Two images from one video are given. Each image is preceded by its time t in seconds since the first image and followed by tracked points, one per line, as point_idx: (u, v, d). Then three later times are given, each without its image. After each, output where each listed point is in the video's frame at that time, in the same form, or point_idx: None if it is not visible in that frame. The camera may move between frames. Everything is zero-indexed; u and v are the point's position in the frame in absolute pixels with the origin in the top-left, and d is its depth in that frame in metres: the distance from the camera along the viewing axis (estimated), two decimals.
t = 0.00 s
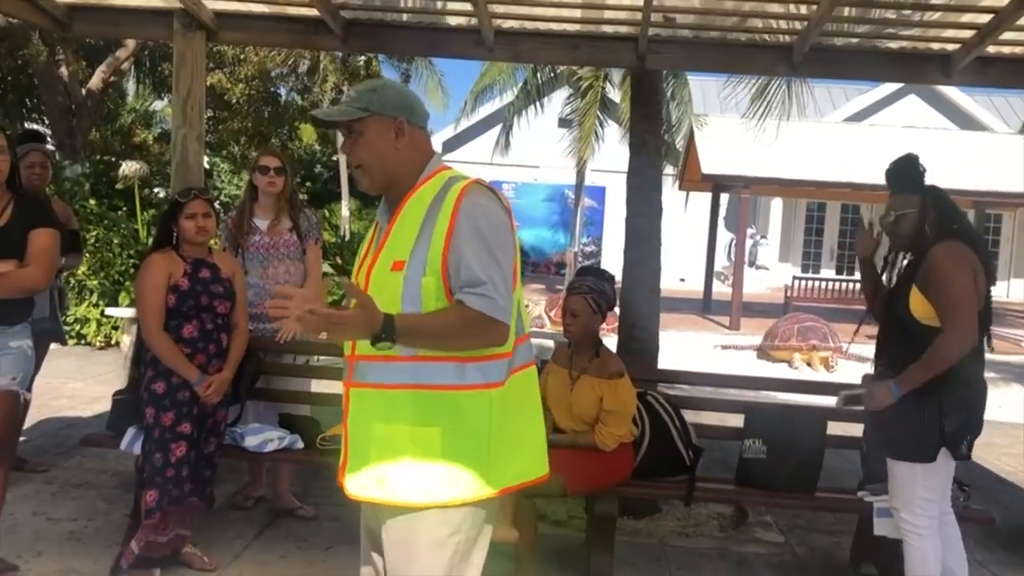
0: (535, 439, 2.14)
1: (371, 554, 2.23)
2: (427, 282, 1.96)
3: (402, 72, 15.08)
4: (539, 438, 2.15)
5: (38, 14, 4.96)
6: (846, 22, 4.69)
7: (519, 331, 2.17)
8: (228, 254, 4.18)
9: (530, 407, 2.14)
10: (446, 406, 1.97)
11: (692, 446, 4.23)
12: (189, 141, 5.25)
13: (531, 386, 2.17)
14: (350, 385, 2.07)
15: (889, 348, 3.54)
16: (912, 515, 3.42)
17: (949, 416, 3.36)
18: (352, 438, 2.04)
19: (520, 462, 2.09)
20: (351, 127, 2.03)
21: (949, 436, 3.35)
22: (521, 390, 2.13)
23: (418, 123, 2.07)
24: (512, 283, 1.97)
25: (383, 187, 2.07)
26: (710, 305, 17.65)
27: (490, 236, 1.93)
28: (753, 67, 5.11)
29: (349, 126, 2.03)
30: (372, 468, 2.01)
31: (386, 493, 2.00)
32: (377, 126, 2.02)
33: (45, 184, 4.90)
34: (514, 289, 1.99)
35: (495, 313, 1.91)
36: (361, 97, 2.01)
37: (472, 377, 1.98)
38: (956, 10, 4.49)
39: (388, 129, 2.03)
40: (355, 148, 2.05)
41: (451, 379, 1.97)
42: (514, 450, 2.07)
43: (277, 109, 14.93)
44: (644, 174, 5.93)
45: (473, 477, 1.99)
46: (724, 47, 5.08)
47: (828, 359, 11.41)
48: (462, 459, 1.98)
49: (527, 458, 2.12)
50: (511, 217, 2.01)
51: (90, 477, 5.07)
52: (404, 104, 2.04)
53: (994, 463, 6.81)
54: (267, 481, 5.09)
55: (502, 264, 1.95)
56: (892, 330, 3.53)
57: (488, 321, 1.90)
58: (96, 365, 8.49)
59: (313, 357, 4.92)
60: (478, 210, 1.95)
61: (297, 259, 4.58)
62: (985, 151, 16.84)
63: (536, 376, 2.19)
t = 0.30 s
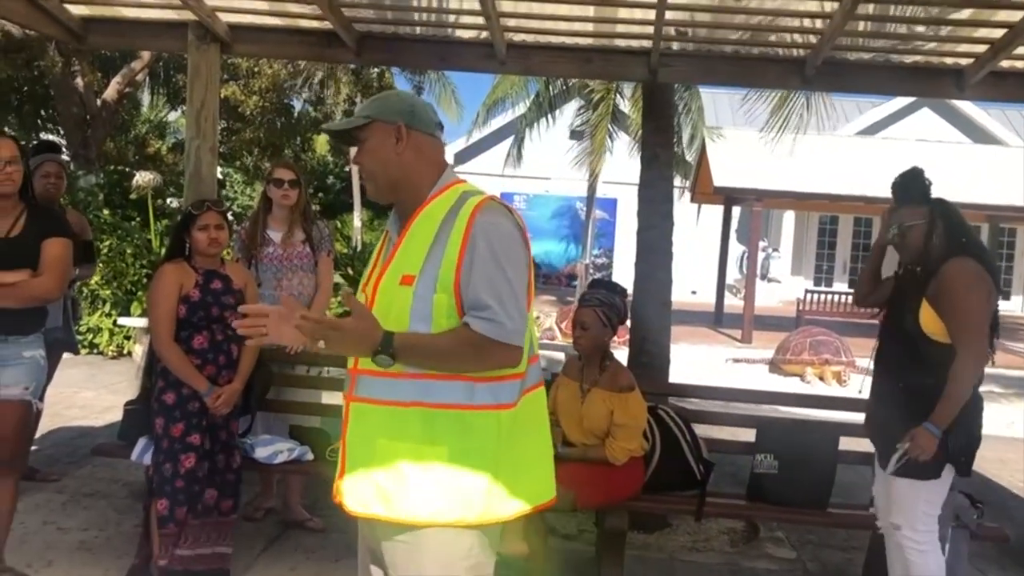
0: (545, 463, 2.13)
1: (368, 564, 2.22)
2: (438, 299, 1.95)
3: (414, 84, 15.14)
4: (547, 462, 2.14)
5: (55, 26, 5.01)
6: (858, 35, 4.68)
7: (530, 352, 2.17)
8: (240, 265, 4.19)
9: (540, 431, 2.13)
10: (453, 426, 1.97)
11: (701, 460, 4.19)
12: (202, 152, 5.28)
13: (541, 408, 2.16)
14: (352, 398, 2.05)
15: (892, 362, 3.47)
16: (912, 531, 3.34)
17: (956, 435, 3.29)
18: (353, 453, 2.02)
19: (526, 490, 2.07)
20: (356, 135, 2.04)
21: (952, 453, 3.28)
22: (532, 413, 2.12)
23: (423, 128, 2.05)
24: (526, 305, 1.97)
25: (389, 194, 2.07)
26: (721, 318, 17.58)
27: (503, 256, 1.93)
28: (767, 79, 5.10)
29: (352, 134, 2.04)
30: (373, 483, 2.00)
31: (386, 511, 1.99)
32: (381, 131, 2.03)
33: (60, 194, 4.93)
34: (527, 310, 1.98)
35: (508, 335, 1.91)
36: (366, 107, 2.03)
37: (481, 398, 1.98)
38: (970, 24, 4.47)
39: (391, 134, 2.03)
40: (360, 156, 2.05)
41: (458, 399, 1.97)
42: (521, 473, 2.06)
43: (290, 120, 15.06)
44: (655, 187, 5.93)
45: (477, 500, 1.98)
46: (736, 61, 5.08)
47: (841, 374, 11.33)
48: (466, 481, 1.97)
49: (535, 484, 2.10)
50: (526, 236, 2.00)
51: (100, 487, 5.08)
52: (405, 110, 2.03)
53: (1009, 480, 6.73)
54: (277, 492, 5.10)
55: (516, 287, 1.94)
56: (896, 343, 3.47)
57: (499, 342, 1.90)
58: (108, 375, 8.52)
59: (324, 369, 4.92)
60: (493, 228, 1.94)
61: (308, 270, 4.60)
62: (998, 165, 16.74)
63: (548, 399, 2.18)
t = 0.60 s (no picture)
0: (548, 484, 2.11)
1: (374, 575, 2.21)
2: (447, 310, 1.95)
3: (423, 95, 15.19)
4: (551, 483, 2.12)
5: (66, 35, 5.04)
6: (868, 49, 4.68)
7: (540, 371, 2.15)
8: (248, 274, 4.20)
9: (544, 452, 2.12)
10: (457, 441, 1.96)
11: (707, 474, 4.18)
12: (211, 161, 5.31)
13: (547, 427, 2.15)
14: (354, 405, 2.05)
15: (885, 372, 3.46)
16: (904, 541, 3.35)
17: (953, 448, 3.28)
18: (352, 462, 2.02)
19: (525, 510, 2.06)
20: (374, 151, 2.04)
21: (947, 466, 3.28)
22: (537, 432, 2.11)
23: (442, 137, 2.08)
24: (536, 324, 1.96)
25: (415, 208, 2.07)
26: (728, 332, 17.54)
27: (516, 272, 1.92)
28: (774, 94, 5.10)
29: (374, 150, 2.03)
30: (370, 494, 1.99)
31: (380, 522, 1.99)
32: (400, 144, 2.02)
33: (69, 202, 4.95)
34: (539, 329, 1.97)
35: (519, 353, 1.91)
36: (381, 119, 2.03)
37: (486, 415, 1.98)
38: (978, 39, 4.48)
39: (413, 146, 2.03)
40: (381, 171, 2.05)
41: (464, 415, 1.96)
42: (521, 495, 2.05)
43: (299, 131, 15.11)
44: (662, 201, 5.94)
45: (473, 518, 1.97)
46: (745, 74, 5.09)
47: (847, 389, 11.29)
48: (463, 497, 1.96)
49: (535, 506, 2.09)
50: (540, 255, 1.99)
51: (105, 494, 5.08)
52: (427, 121, 2.05)
53: (1016, 498, 6.69)
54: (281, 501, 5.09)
55: (530, 303, 1.94)
56: (888, 353, 3.46)
57: (508, 359, 1.89)
58: (113, 383, 8.53)
59: (329, 378, 4.91)
60: (507, 243, 1.93)
61: (315, 280, 4.60)
62: (1007, 181, 16.70)
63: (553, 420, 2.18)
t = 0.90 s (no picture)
0: (551, 495, 2.11)
1: None
2: (451, 323, 1.96)
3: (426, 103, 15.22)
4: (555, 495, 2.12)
5: (71, 39, 5.06)
6: (871, 62, 4.70)
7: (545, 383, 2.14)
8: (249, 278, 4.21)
9: (548, 465, 2.10)
10: (460, 454, 1.95)
11: (708, 484, 4.19)
12: (215, 166, 5.34)
13: (551, 438, 2.15)
14: (355, 414, 2.05)
15: (877, 381, 3.49)
16: (899, 550, 3.35)
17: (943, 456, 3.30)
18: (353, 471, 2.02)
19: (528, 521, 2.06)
20: (380, 157, 2.04)
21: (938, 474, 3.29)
22: (539, 446, 2.09)
23: (449, 144, 2.08)
24: (543, 336, 1.95)
25: (420, 216, 2.08)
26: (728, 342, 17.53)
27: (523, 285, 1.92)
28: (776, 105, 5.11)
29: (379, 156, 2.04)
30: (371, 504, 2.00)
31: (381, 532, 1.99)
32: (407, 152, 2.03)
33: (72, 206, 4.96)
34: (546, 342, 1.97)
35: (525, 367, 1.90)
36: (387, 126, 2.04)
37: (490, 427, 1.97)
38: (981, 52, 4.50)
39: (418, 154, 2.04)
40: (386, 177, 2.06)
41: (467, 428, 1.96)
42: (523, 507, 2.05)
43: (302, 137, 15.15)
44: (664, 210, 5.96)
45: (475, 533, 1.96)
46: (748, 84, 5.10)
47: (847, 401, 11.27)
48: (465, 510, 1.96)
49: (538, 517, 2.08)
50: (548, 267, 1.99)
51: (104, 499, 5.07)
52: (433, 126, 2.05)
53: (1016, 511, 6.67)
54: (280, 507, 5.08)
55: (536, 318, 1.93)
56: (880, 362, 3.49)
57: (513, 374, 1.89)
58: (114, 387, 8.52)
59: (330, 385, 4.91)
60: (514, 256, 1.93)
61: (316, 286, 4.61)
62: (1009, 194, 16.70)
63: (558, 433, 2.16)
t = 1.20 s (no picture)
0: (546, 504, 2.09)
1: None
2: (445, 329, 1.96)
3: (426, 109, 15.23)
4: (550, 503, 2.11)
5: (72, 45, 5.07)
6: (868, 71, 4.71)
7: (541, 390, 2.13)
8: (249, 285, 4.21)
9: (543, 472, 2.10)
10: (451, 459, 1.96)
11: (707, 492, 4.19)
12: (216, 173, 5.36)
13: (547, 445, 2.13)
14: (350, 418, 2.05)
15: (874, 387, 3.52)
16: (900, 558, 3.37)
17: (937, 458, 3.33)
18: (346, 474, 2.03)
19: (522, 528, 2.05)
20: (383, 159, 2.05)
21: (932, 477, 3.33)
22: (534, 453, 2.09)
23: (452, 152, 2.09)
24: (538, 342, 1.95)
25: (419, 221, 2.09)
26: (728, 350, 17.52)
27: (519, 289, 1.91)
28: (776, 112, 5.13)
29: (382, 159, 2.05)
30: (363, 509, 2.01)
31: (373, 537, 2.00)
32: (411, 155, 2.04)
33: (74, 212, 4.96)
34: (541, 348, 1.96)
35: (519, 373, 1.90)
36: (393, 129, 2.04)
37: (483, 433, 1.97)
38: (979, 62, 4.52)
39: (422, 159, 2.05)
40: (387, 180, 2.07)
41: (460, 433, 1.96)
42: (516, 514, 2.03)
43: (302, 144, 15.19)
44: (664, 217, 5.98)
45: (467, 541, 1.96)
46: (748, 92, 5.11)
47: (846, 410, 11.25)
48: (456, 516, 1.96)
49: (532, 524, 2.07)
50: (544, 272, 1.98)
51: (103, 505, 5.07)
52: (437, 133, 2.05)
53: (1014, 520, 6.67)
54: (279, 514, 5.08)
55: (531, 324, 1.93)
56: (877, 370, 3.52)
57: (507, 379, 1.89)
58: (113, 393, 8.52)
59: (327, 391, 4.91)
60: (510, 261, 1.92)
61: (315, 292, 4.61)
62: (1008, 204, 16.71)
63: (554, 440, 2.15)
